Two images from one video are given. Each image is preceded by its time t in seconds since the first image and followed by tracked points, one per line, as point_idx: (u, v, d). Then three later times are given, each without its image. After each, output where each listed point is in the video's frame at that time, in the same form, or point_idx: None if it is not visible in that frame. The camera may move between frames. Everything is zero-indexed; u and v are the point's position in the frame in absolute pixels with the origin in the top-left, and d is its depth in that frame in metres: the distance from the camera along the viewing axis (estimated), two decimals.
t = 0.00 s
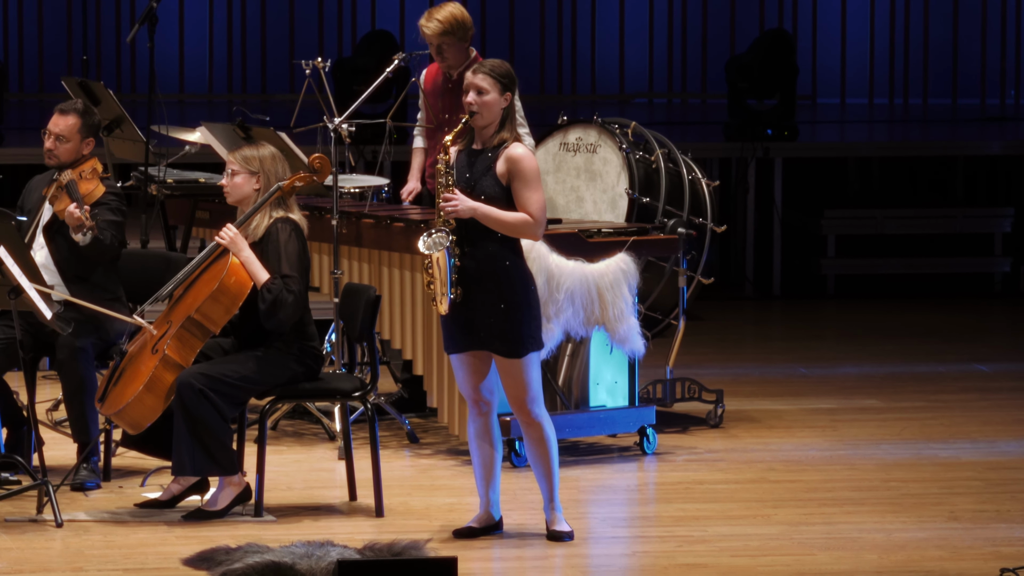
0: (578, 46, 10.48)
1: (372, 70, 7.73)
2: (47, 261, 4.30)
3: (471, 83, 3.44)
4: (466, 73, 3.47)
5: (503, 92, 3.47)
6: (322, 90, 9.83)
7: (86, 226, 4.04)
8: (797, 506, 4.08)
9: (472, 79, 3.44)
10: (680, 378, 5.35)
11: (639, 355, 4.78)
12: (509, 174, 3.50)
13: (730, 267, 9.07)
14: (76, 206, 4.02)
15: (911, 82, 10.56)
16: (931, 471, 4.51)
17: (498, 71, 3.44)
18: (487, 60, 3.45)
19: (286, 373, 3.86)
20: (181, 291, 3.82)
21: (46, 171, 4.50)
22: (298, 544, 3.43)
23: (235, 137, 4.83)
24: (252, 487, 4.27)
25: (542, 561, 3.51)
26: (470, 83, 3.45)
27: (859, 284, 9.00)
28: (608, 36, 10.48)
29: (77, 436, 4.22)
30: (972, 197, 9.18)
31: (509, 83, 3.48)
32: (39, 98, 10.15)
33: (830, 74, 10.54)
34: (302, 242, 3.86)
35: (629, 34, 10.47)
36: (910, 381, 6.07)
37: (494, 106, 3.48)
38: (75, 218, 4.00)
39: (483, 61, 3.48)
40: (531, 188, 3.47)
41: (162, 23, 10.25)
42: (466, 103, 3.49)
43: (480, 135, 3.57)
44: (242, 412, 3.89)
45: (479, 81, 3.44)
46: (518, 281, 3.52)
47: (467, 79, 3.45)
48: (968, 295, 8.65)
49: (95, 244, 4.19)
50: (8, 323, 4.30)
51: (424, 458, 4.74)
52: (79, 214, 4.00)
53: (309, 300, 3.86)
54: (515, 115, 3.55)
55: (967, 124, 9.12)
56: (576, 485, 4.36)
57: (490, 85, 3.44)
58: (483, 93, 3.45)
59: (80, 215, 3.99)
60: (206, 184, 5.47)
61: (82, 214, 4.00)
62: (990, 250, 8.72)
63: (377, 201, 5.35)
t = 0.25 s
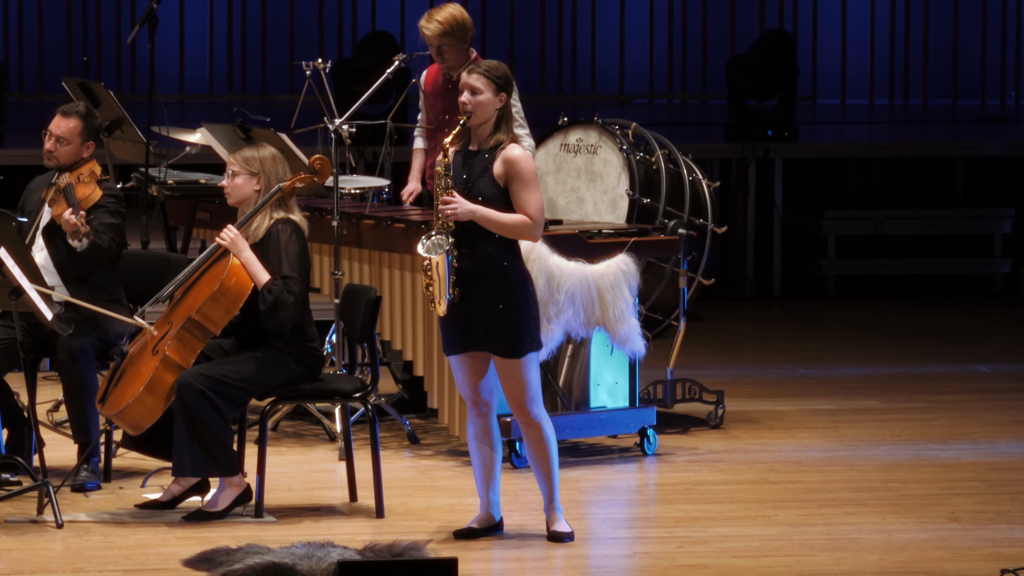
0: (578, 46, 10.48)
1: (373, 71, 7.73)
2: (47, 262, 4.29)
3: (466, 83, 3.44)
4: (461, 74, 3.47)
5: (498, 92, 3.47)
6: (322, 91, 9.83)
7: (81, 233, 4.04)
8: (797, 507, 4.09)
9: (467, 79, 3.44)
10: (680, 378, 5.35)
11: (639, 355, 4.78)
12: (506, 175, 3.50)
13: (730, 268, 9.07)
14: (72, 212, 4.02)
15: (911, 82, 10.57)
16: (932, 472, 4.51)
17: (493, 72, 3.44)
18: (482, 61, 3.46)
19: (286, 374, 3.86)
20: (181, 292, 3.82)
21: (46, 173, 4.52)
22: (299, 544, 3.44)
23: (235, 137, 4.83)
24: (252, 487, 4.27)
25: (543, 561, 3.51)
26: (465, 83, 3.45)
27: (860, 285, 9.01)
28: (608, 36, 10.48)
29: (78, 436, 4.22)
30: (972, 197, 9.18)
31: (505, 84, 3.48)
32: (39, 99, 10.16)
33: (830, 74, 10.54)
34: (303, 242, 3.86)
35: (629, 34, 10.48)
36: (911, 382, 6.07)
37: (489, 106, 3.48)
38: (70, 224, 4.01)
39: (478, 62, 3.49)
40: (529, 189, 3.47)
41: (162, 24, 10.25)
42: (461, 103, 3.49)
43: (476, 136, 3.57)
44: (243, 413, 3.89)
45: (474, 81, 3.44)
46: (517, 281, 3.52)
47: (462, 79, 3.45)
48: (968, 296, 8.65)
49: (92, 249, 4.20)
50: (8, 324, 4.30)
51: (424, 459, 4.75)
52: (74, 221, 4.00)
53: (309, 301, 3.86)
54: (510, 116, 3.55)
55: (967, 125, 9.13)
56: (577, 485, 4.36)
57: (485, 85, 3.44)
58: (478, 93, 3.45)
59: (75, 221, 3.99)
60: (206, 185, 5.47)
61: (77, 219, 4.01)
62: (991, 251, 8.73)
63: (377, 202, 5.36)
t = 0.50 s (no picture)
0: (578, 46, 10.48)
1: (373, 71, 7.73)
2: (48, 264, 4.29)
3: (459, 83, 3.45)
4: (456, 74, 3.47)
5: (492, 92, 3.47)
6: (322, 91, 9.83)
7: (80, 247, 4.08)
8: (797, 507, 4.09)
9: (460, 78, 3.45)
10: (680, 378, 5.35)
11: (639, 355, 4.78)
12: (503, 176, 3.50)
13: (730, 268, 9.08)
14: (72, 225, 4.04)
15: (911, 83, 10.57)
16: (932, 472, 4.51)
17: (486, 72, 3.45)
18: (477, 62, 3.46)
19: (286, 373, 3.86)
20: (180, 292, 3.82)
21: (44, 175, 4.52)
22: (299, 544, 3.44)
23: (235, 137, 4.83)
24: (253, 487, 4.27)
25: (543, 561, 3.51)
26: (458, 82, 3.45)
27: (860, 285, 9.01)
28: (608, 36, 10.48)
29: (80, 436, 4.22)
30: (972, 197, 9.19)
31: (499, 84, 3.47)
32: (39, 99, 10.16)
33: (830, 75, 10.54)
34: (303, 242, 3.86)
35: (629, 34, 10.48)
36: (911, 382, 6.07)
37: (481, 106, 3.48)
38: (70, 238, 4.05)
39: (473, 61, 3.49)
40: (527, 189, 3.48)
41: (162, 24, 10.25)
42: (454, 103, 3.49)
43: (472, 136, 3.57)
44: (243, 413, 3.89)
45: (466, 81, 3.44)
46: (515, 281, 3.52)
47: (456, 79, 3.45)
48: (968, 296, 8.65)
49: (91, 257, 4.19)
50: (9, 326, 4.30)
51: (425, 459, 4.74)
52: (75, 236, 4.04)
53: (309, 301, 3.86)
54: (506, 116, 3.54)
55: (967, 125, 9.13)
56: (577, 485, 4.36)
57: (477, 85, 3.44)
58: (470, 92, 3.45)
59: (75, 235, 4.03)
60: (206, 185, 5.47)
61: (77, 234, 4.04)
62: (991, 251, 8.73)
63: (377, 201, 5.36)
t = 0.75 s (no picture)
0: (579, 45, 10.47)
1: (373, 70, 7.73)
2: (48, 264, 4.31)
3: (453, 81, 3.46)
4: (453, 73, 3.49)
5: (487, 92, 3.47)
6: (322, 90, 9.83)
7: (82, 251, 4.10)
8: (797, 507, 4.08)
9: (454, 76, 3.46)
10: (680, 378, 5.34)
11: (639, 355, 4.78)
12: (500, 176, 3.50)
13: (730, 267, 9.07)
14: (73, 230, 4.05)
15: (911, 82, 10.56)
16: (932, 472, 4.50)
17: (480, 71, 3.45)
18: (472, 61, 3.46)
19: (286, 373, 3.86)
20: (180, 292, 3.82)
21: (44, 175, 4.52)
22: (299, 544, 3.43)
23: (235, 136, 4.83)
24: (253, 487, 4.27)
25: (543, 561, 3.51)
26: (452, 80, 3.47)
27: (860, 284, 9.01)
28: (609, 36, 10.47)
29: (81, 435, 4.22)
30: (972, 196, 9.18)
31: (495, 85, 3.47)
32: (39, 99, 10.15)
33: (830, 75, 10.54)
34: (303, 242, 3.86)
35: (629, 34, 10.47)
36: (911, 381, 6.06)
37: (474, 104, 3.48)
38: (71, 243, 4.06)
39: (471, 60, 3.49)
40: (524, 189, 3.47)
41: (162, 24, 10.25)
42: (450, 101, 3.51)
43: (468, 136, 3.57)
44: (243, 412, 3.89)
45: (460, 79, 3.45)
46: (513, 280, 3.52)
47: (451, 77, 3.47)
48: (968, 295, 8.64)
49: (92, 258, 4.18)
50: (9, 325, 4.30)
51: (425, 458, 4.74)
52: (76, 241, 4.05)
53: (309, 300, 3.86)
54: (503, 116, 3.54)
55: (967, 125, 9.12)
56: (577, 485, 4.36)
57: (470, 84, 3.45)
58: (463, 91, 3.46)
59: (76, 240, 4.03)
60: (206, 185, 5.46)
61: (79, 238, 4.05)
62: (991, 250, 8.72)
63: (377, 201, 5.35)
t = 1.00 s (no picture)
0: (579, 46, 10.48)
1: (373, 70, 7.73)
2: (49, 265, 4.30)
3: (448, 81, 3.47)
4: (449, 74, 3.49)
5: (483, 92, 3.47)
6: (322, 90, 9.84)
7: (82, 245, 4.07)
8: (798, 507, 4.08)
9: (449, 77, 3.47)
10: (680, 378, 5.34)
11: (640, 355, 4.78)
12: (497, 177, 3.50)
13: (731, 268, 9.08)
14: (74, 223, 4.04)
15: (912, 82, 10.56)
16: (932, 472, 4.51)
17: (476, 72, 3.45)
18: (468, 62, 3.47)
19: (286, 374, 3.86)
20: (180, 292, 3.82)
21: (43, 174, 4.52)
22: (299, 544, 3.44)
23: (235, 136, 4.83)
24: (253, 487, 4.27)
25: (543, 561, 3.51)
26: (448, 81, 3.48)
27: (860, 285, 9.01)
28: (609, 36, 10.48)
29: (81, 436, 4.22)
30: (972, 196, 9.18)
31: (491, 85, 3.47)
32: (39, 99, 10.15)
33: (831, 75, 10.54)
34: (303, 242, 3.86)
35: (629, 34, 10.47)
36: (911, 382, 6.06)
37: (470, 105, 3.48)
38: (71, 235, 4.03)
39: (468, 61, 3.49)
40: (522, 190, 3.47)
41: (162, 24, 10.25)
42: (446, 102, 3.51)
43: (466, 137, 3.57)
44: (243, 413, 3.89)
45: (456, 80, 3.46)
46: (512, 281, 3.52)
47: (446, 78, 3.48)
48: (968, 296, 8.64)
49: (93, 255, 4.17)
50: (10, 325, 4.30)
51: (425, 458, 4.74)
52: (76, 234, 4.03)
53: (309, 301, 3.86)
54: (500, 117, 3.54)
55: (968, 125, 9.12)
56: (577, 485, 4.36)
57: (466, 84, 3.45)
58: (459, 91, 3.46)
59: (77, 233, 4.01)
60: (207, 185, 5.46)
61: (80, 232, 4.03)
62: (992, 251, 8.72)
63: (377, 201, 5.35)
